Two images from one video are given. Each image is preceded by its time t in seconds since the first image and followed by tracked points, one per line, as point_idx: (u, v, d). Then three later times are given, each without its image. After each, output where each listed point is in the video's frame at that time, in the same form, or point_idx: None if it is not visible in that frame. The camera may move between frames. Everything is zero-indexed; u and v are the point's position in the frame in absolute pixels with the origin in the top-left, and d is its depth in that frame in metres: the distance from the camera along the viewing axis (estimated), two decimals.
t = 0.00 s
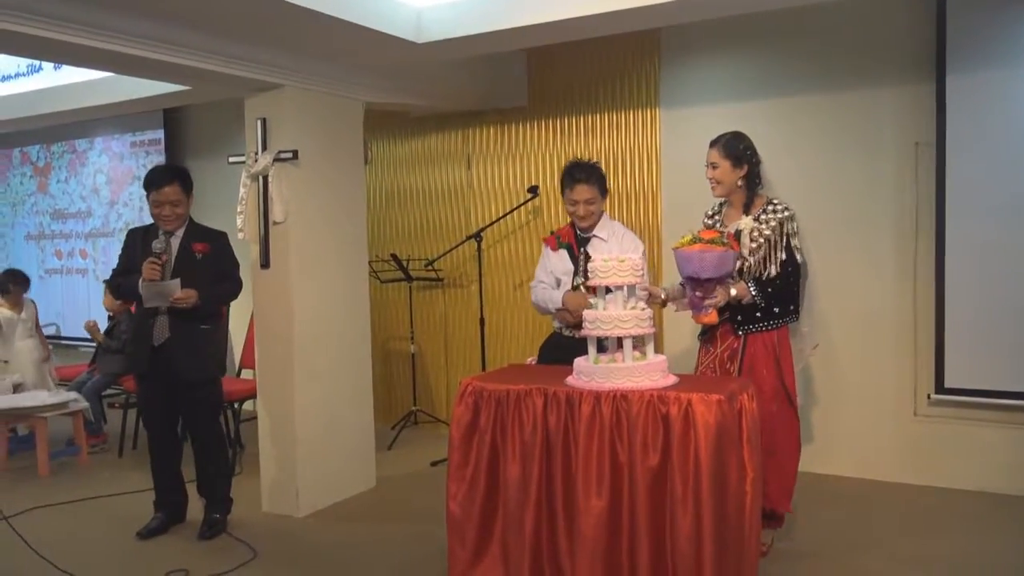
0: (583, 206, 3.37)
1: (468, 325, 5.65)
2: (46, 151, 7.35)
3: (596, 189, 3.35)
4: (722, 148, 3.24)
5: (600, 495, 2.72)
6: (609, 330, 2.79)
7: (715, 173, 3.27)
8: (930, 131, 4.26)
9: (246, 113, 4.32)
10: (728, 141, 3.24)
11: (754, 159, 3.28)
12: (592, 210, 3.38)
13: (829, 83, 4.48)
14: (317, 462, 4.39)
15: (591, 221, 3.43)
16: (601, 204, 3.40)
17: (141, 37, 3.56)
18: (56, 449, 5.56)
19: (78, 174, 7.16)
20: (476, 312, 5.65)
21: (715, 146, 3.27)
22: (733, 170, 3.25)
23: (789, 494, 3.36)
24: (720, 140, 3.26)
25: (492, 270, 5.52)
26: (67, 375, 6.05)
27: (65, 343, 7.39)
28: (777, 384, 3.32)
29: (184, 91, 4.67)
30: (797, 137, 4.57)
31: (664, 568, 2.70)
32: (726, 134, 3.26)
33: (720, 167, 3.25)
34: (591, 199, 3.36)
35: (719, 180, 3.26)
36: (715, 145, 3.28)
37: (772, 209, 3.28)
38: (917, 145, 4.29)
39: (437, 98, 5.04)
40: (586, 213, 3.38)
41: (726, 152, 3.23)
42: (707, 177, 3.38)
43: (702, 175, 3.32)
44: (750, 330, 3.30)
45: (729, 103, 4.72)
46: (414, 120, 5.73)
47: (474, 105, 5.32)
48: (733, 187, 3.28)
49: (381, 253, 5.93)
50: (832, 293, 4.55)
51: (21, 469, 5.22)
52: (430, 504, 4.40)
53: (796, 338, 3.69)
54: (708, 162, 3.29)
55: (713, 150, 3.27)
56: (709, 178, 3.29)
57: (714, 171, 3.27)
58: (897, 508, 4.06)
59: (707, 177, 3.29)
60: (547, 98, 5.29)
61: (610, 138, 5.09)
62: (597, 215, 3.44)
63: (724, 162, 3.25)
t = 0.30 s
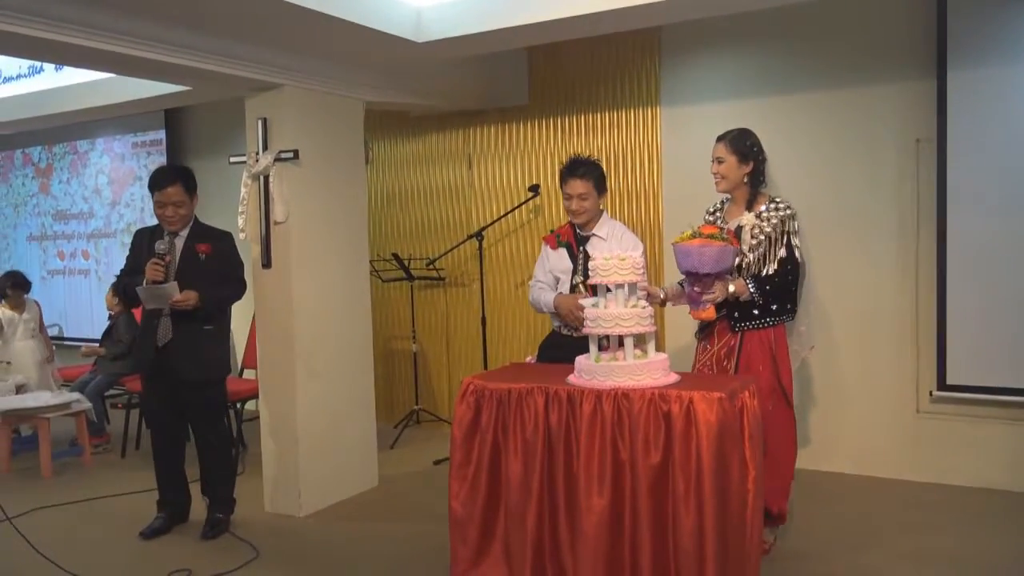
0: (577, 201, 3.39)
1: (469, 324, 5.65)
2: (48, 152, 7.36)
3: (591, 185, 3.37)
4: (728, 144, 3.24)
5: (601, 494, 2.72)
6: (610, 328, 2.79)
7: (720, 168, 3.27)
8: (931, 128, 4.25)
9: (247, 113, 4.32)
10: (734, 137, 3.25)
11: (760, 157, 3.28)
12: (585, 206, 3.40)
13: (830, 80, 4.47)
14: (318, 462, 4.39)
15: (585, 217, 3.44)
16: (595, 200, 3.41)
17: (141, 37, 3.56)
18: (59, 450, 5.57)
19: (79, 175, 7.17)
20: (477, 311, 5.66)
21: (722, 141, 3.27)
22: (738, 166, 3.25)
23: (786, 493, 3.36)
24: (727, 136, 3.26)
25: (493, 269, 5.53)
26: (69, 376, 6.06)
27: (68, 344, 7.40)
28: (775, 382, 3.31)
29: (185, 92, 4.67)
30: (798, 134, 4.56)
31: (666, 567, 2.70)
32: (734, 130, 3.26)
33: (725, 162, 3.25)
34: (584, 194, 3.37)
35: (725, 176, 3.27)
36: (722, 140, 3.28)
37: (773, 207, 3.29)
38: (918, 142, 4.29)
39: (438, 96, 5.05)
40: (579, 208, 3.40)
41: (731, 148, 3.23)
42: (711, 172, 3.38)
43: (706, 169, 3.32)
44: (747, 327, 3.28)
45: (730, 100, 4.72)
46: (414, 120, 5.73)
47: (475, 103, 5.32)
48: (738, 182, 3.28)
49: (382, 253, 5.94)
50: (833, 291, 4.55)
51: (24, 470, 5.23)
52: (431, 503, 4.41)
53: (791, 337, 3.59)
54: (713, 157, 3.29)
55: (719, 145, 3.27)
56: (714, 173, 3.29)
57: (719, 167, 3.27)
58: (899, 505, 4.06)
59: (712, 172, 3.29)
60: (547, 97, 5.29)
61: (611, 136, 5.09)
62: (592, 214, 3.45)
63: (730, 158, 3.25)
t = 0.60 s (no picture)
0: (569, 193, 3.39)
1: (466, 322, 5.65)
2: (45, 150, 7.35)
3: (584, 179, 3.37)
4: (727, 141, 3.24)
5: (598, 491, 2.72)
6: (606, 326, 2.79)
7: (718, 165, 3.27)
8: (928, 127, 4.26)
9: (244, 111, 4.31)
10: (732, 134, 3.24)
11: (758, 155, 3.28)
12: (576, 199, 3.39)
13: (828, 78, 4.47)
14: (315, 460, 4.39)
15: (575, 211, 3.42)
16: (586, 196, 3.39)
17: (138, 34, 3.55)
18: (55, 448, 5.56)
19: (76, 173, 7.16)
20: (474, 309, 5.66)
21: (721, 138, 3.27)
22: (736, 163, 3.25)
23: (780, 490, 3.37)
24: (727, 133, 3.26)
25: (490, 268, 5.53)
26: (66, 374, 6.05)
27: (65, 342, 7.39)
28: (769, 379, 3.32)
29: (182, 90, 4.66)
30: (795, 133, 4.56)
31: (662, 564, 2.70)
32: (732, 127, 3.26)
33: (724, 159, 3.25)
34: (575, 186, 3.37)
35: (723, 173, 3.27)
36: (720, 137, 3.28)
37: (770, 204, 3.29)
38: (915, 140, 4.29)
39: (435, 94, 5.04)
40: (570, 201, 3.40)
41: (730, 146, 3.23)
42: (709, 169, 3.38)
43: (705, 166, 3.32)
44: (741, 324, 3.29)
45: (727, 99, 4.72)
46: (411, 118, 5.73)
47: (472, 101, 5.32)
48: (736, 180, 3.29)
49: (379, 251, 5.94)
50: (830, 289, 4.55)
51: (21, 468, 5.22)
52: (428, 501, 4.40)
53: (786, 335, 3.59)
54: (712, 154, 3.29)
55: (718, 142, 3.27)
56: (713, 170, 3.29)
57: (717, 164, 3.27)
58: (896, 502, 4.07)
59: (711, 169, 3.29)
60: (544, 95, 5.29)
61: (608, 135, 5.09)
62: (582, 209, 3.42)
63: (728, 155, 3.25)
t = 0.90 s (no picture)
0: (561, 188, 3.39)
1: (465, 319, 5.65)
2: (43, 146, 7.35)
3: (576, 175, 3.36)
4: (726, 139, 3.24)
5: (596, 489, 2.72)
6: (605, 323, 2.79)
7: (717, 163, 3.27)
8: (928, 125, 4.26)
9: (242, 107, 4.30)
10: (732, 133, 3.24)
11: (756, 152, 3.29)
12: (567, 194, 3.38)
13: (827, 76, 4.47)
14: (313, 457, 4.38)
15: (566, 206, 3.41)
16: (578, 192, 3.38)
17: (136, 29, 3.54)
18: (53, 445, 5.56)
19: (74, 169, 7.15)
20: (472, 306, 5.65)
21: (720, 136, 3.27)
22: (735, 161, 3.25)
23: (779, 488, 3.37)
24: (726, 130, 3.25)
25: (489, 265, 5.52)
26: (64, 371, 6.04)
27: (62, 339, 7.38)
28: (768, 377, 3.32)
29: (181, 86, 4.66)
30: (794, 131, 4.56)
31: (661, 562, 2.70)
32: (731, 125, 3.26)
33: (723, 157, 3.25)
34: (567, 181, 3.37)
35: (721, 170, 3.26)
36: (719, 135, 3.27)
37: (769, 202, 3.28)
38: (914, 139, 4.30)
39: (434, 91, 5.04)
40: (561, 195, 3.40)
41: (729, 143, 3.23)
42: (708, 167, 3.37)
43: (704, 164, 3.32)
44: (740, 322, 3.29)
45: (726, 97, 4.72)
46: (410, 115, 5.73)
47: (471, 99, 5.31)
48: (734, 177, 3.28)
49: (378, 248, 5.93)
50: (829, 287, 4.55)
51: (19, 465, 5.22)
52: (427, 499, 4.40)
53: (785, 333, 3.59)
54: (710, 152, 3.29)
55: (716, 139, 3.27)
56: (712, 168, 3.29)
57: (716, 161, 3.27)
58: (894, 500, 4.07)
59: (710, 166, 3.29)
60: (543, 92, 5.29)
61: (607, 132, 5.08)
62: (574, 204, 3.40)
63: (727, 153, 3.24)
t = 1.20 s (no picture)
0: (552, 183, 3.40)
1: (458, 316, 5.65)
2: (34, 142, 7.31)
3: (568, 172, 3.37)
4: (718, 137, 3.24)
5: (589, 486, 2.72)
6: (597, 320, 2.78)
7: (709, 161, 3.27)
8: (920, 122, 4.27)
9: (234, 103, 4.29)
10: (724, 131, 3.24)
11: (748, 150, 3.29)
12: (557, 189, 3.38)
13: (820, 74, 4.48)
14: (306, 454, 4.38)
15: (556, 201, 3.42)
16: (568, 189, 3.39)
17: (127, 24, 3.53)
18: (44, 442, 5.54)
19: (65, 165, 7.12)
20: (465, 303, 5.65)
21: (712, 134, 3.26)
22: (728, 158, 3.24)
23: (771, 484, 3.38)
24: (717, 129, 3.26)
25: (482, 262, 5.52)
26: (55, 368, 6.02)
27: (53, 336, 7.36)
28: (761, 373, 3.33)
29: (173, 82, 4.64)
30: (786, 128, 4.57)
31: (653, 558, 2.70)
32: (723, 123, 3.27)
33: (715, 155, 3.25)
34: (559, 176, 3.38)
35: (714, 169, 3.26)
36: (711, 133, 3.27)
37: (761, 199, 3.29)
38: (906, 136, 4.30)
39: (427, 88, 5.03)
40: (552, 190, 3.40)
41: (721, 142, 3.23)
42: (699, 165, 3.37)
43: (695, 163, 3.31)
44: (733, 319, 3.30)
45: (719, 94, 4.73)
46: (403, 112, 5.73)
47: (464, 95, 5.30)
48: (727, 175, 3.28)
49: (370, 245, 5.93)
50: (821, 284, 4.56)
51: (10, 461, 5.20)
52: (420, 496, 4.40)
53: (777, 330, 3.61)
54: (702, 150, 3.28)
55: (708, 138, 3.27)
56: (704, 166, 3.29)
57: (709, 160, 3.26)
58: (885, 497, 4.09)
59: (702, 164, 3.29)
60: (536, 89, 5.28)
61: (600, 129, 5.08)
62: (565, 199, 3.40)
63: (719, 151, 3.24)
